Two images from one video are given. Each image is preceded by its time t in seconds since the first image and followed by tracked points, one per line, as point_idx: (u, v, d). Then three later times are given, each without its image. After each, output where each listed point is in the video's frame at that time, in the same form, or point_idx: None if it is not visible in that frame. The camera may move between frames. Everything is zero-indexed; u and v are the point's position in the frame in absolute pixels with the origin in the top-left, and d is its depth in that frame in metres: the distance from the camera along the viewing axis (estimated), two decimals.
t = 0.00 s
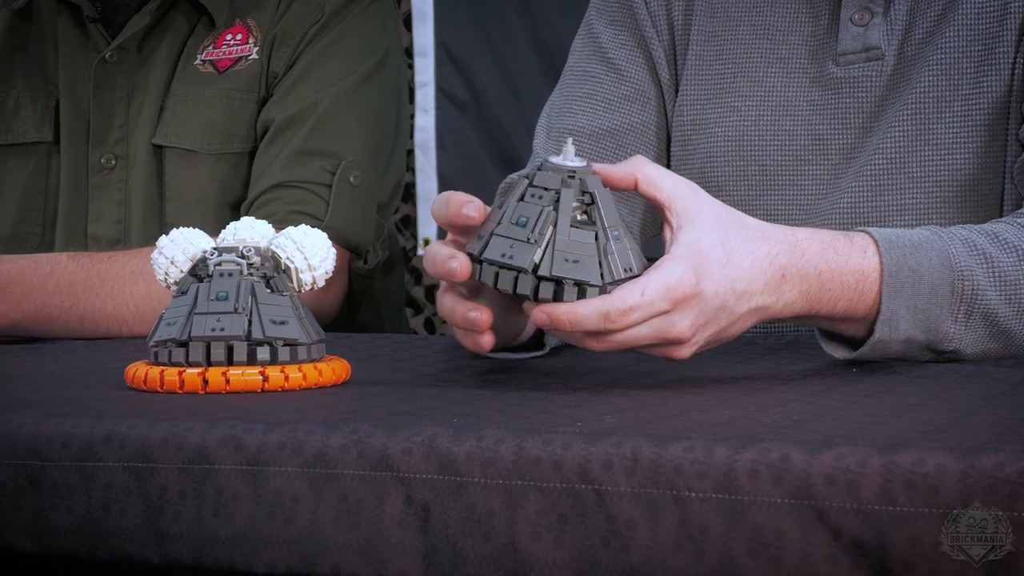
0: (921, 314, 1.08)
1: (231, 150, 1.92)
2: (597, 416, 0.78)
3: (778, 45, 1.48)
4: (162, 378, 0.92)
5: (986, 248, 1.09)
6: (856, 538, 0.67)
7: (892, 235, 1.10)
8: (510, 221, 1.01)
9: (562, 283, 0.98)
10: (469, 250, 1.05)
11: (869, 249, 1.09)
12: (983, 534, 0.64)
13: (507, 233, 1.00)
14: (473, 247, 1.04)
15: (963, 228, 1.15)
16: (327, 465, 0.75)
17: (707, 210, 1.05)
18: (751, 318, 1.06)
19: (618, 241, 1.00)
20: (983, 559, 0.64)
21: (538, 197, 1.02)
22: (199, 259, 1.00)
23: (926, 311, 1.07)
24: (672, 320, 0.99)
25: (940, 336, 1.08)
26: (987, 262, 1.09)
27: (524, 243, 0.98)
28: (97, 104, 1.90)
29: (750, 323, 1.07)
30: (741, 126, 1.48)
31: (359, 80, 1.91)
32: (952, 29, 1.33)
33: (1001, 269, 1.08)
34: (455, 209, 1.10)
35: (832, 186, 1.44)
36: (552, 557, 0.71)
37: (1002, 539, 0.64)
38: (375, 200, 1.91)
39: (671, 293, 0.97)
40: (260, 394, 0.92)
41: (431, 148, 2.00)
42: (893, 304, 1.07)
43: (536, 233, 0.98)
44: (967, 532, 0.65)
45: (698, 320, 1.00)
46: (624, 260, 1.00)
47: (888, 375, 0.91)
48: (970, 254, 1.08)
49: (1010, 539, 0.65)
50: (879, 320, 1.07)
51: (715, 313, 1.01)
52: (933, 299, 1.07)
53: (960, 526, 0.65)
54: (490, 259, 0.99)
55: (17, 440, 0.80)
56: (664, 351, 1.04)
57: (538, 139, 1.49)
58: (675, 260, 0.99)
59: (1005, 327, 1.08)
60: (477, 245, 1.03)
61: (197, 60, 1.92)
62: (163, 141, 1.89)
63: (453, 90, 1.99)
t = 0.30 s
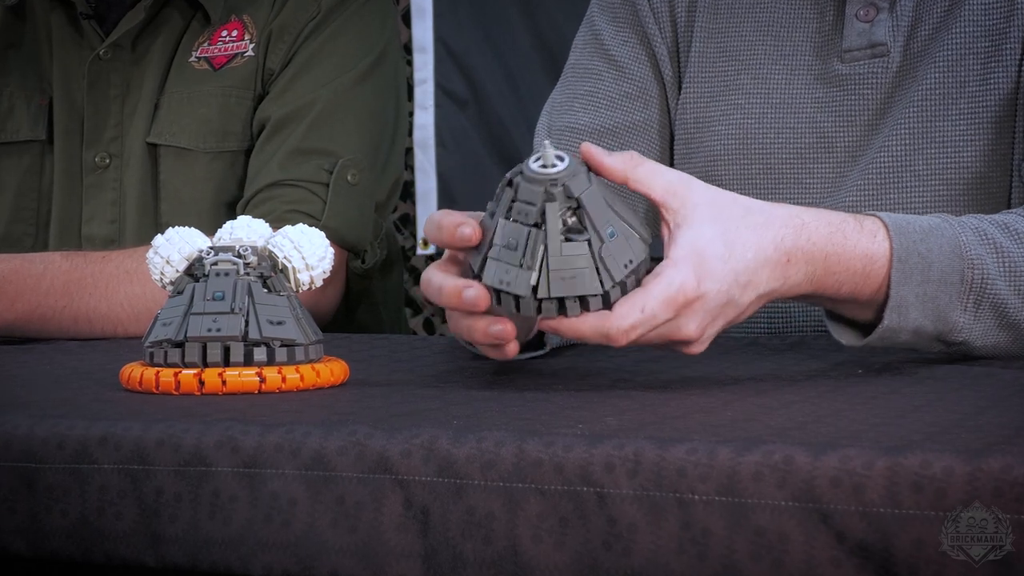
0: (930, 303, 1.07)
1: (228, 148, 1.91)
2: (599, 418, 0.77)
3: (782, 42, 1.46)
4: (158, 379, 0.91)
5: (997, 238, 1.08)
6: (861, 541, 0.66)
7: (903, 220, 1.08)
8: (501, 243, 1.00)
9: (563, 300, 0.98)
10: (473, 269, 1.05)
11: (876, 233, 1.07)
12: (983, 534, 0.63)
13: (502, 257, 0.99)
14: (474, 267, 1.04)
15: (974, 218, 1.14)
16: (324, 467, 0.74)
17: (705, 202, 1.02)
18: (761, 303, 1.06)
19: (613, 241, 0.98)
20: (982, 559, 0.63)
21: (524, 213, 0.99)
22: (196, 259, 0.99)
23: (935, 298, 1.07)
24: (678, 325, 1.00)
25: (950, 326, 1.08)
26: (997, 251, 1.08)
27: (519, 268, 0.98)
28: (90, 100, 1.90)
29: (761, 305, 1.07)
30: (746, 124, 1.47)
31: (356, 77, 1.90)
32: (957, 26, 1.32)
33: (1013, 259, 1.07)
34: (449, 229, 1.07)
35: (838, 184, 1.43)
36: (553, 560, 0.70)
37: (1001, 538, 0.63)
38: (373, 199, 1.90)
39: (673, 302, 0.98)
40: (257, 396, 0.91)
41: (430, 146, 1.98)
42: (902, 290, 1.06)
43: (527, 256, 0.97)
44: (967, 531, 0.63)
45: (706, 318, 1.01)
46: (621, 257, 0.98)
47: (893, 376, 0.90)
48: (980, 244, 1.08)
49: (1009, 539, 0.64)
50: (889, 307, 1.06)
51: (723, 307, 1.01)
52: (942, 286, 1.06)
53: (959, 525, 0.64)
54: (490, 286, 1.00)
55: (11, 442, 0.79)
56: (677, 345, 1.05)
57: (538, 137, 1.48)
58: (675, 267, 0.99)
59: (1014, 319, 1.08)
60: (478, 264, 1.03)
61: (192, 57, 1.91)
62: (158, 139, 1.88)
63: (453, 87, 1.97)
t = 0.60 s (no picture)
0: (935, 294, 1.06)
1: (230, 148, 1.90)
2: (601, 417, 0.77)
3: (786, 42, 1.46)
4: (160, 379, 0.91)
5: (1000, 231, 1.07)
6: (863, 541, 0.66)
7: (906, 210, 1.07)
8: (485, 266, 1.01)
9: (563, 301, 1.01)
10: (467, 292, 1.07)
11: (880, 219, 1.07)
12: (983, 534, 0.63)
13: (492, 280, 1.01)
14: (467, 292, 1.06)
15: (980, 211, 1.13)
16: (326, 467, 0.74)
17: (696, 193, 1.04)
18: (772, 295, 1.04)
19: (592, 231, 1.00)
20: (983, 559, 0.63)
21: (499, 236, 0.99)
22: (198, 258, 0.99)
23: (939, 288, 1.05)
24: (678, 308, 0.98)
25: (955, 318, 1.07)
26: (1000, 242, 1.06)
27: (514, 289, 1.00)
28: (92, 100, 1.90)
29: (774, 300, 1.04)
30: (749, 124, 1.47)
31: (357, 77, 1.89)
32: (961, 25, 1.32)
33: (1016, 251, 1.06)
34: (436, 259, 1.05)
35: (842, 184, 1.42)
36: (555, 560, 0.70)
37: (1001, 538, 0.63)
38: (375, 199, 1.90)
39: (667, 282, 0.97)
40: (259, 395, 0.91)
41: (431, 145, 2.00)
42: (907, 280, 1.04)
43: (518, 276, 0.99)
44: (967, 532, 0.63)
45: (708, 302, 0.99)
46: (603, 240, 1.01)
47: (896, 375, 0.89)
48: (983, 234, 1.06)
49: (1010, 539, 0.63)
50: (893, 298, 1.05)
51: (724, 291, 0.99)
52: (946, 277, 1.05)
53: (959, 526, 0.64)
54: (492, 308, 1.03)
55: (12, 442, 0.79)
56: (689, 343, 1.02)
57: (540, 138, 1.49)
58: (667, 248, 0.98)
59: (1019, 312, 1.06)
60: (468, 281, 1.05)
61: (195, 56, 1.91)
62: (161, 140, 1.88)
63: (454, 87, 2.00)
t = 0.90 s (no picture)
0: (931, 300, 1.06)
1: (231, 148, 1.90)
2: (605, 418, 0.76)
3: (792, 40, 1.45)
4: (160, 379, 0.90)
5: (998, 235, 1.07)
6: (868, 542, 0.65)
7: (900, 216, 1.08)
8: (491, 287, 0.99)
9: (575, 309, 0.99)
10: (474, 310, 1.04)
11: (873, 227, 1.07)
12: (983, 534, 0.62)
13: (501, 300, 0.99)
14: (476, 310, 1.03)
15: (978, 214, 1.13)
16: (328, 468, 0.74)
17: (693, 194, 1.03)
18: (761, 301, 1.03)
19: (591, 235, 0.98)
20: (983, 559, 0.62)
21: (502, 257, 0.97)
22: (198, 257, 0.98)
23: (935, 294, 1.05)
24: (676, 308, 0.96)
25: (952, 323, 1.07)
26: (996, 246, 1.06)
27: (525, 306, 0.98)
28: (93, 99, 1.89)
29: (762, 306, 1.04)
30: (754, 123, 1.46)
31: (359, 77, 1.89)
32: (966, 24, 1.31)
33: (1014, 256, 1.06)
34: (438, 282, 1.02)
35: (847, 184, 1.42)
36: (558, 562, 0.70)
37: (1001, 538, 0.63)
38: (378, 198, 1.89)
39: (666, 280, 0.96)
40: (260, 396, 0.90)
41: (434, 145, 1.98)
42: (901, 287, 1.05)
43: (529, 294, 0.97)
44: (966, 533, 0.63)
45: (703, 304, 0.98)
46: (604, 242, 0.99)
47: (900, 376, 0.89)
48: (979, 239, 1.06)
49: (1009, 539, 0.63)
50: (888, 304, 1.05)
51: (719, 293, 0.99)
52: (942, 282, 1.05)
53: (959, 526, 0.63)
54: (504, 326, 1.00)
55: (13, 442, 0.78)
56: (680, 347, 1.01)
57: (543, 138, 1.49)
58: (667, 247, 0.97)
59: (1018, 316, 1.06)
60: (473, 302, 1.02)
61: (196, 55, 1.91)
62: (161, 139, 1.87)
63: (457, 86, 1.98)
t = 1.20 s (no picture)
0: (929, 304, 1.04)
1: (229, 145, 1.89)
2: (611, 420, 0.75)
3: (802, 35, 1.44)
4: (157, 381, 0.89)
5: (1000, 237, 1.04)
6: (881, 547, 0.63)
7: (896, 219, 1.06)
8: (495, 299, 0.97)
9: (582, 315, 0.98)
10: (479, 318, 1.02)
11: (868, 230, 1.05)
12: (983, 535, 0.61)
13: (506, 313, 0.97)
14: (481, 319, 1.01)
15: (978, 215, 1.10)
16: (329, 471, 0.72)
17: (692, 197, 1.01)
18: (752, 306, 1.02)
19: (594, 243, 0.96)
20: (983, 558, 0.61)
21: (504, 271, 0.94)
22: (197, 256, 0.97)
23: (933, 298, 1.04)
24: (678, 316, 0.95)
25: (953, 327, 1.05)
26: (997, 248, 1.04)
27: (530, 318, 0.96)
28: (87, 94, 1.87)
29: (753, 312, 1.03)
30: (764, 120, 1.44)
31: (359, 73, 1.88)
32: (980, 18, 1.30)
33: (1014, 256, 1.03)
34: (441, 295, 0.99)
35: (859, 181, 1.40)
36: (564, 567, 0.68)
37: (1002, 539, 0.61)
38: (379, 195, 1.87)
39: (672, 288, 0.94)
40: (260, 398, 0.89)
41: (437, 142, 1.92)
42: (897, 290, 1.03)
43: (534, 306, 0.95)
44: (967, 533, 0.61)
45: (703, 312, 0.97)
46: (608, 248, 0.97)
47: (912, 377, 0.87)
48: (978, 241, 1.04)
49: (1010, 540, 0.61)
50: (884, 308, 1.04)
51: (718, 300, 0.98)
52: (939, 286, 1.03)
53: (959, 525, 0.62)
54: (509, 336, 0.99)
55: (8, 445, 0.77)
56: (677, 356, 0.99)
57: (548, 136, 1.48)
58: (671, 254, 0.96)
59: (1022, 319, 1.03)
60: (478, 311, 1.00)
61: (193, 50, 1.89)
62: (159, 135, 1.86)
63: (460, 81, 1.92)
